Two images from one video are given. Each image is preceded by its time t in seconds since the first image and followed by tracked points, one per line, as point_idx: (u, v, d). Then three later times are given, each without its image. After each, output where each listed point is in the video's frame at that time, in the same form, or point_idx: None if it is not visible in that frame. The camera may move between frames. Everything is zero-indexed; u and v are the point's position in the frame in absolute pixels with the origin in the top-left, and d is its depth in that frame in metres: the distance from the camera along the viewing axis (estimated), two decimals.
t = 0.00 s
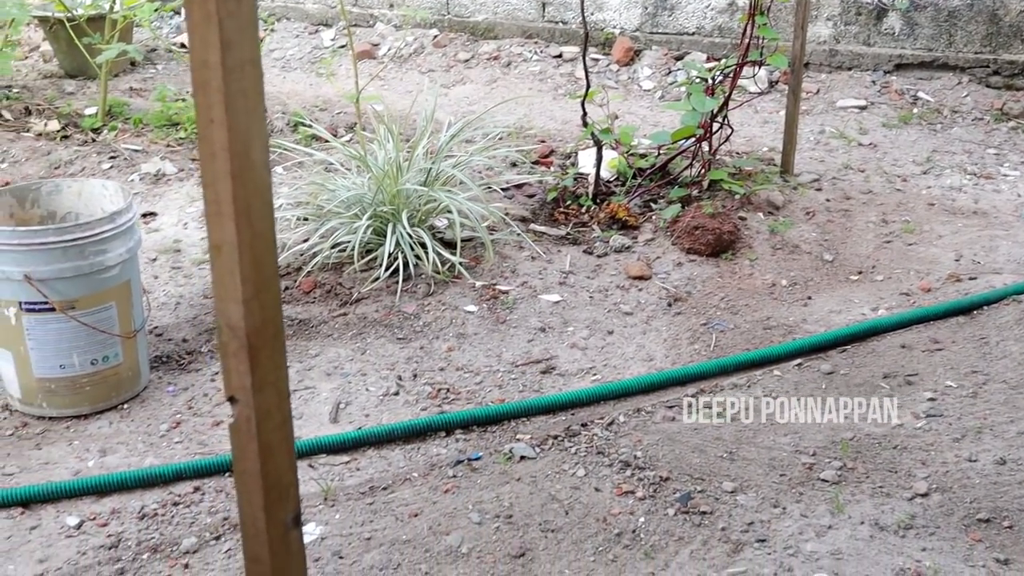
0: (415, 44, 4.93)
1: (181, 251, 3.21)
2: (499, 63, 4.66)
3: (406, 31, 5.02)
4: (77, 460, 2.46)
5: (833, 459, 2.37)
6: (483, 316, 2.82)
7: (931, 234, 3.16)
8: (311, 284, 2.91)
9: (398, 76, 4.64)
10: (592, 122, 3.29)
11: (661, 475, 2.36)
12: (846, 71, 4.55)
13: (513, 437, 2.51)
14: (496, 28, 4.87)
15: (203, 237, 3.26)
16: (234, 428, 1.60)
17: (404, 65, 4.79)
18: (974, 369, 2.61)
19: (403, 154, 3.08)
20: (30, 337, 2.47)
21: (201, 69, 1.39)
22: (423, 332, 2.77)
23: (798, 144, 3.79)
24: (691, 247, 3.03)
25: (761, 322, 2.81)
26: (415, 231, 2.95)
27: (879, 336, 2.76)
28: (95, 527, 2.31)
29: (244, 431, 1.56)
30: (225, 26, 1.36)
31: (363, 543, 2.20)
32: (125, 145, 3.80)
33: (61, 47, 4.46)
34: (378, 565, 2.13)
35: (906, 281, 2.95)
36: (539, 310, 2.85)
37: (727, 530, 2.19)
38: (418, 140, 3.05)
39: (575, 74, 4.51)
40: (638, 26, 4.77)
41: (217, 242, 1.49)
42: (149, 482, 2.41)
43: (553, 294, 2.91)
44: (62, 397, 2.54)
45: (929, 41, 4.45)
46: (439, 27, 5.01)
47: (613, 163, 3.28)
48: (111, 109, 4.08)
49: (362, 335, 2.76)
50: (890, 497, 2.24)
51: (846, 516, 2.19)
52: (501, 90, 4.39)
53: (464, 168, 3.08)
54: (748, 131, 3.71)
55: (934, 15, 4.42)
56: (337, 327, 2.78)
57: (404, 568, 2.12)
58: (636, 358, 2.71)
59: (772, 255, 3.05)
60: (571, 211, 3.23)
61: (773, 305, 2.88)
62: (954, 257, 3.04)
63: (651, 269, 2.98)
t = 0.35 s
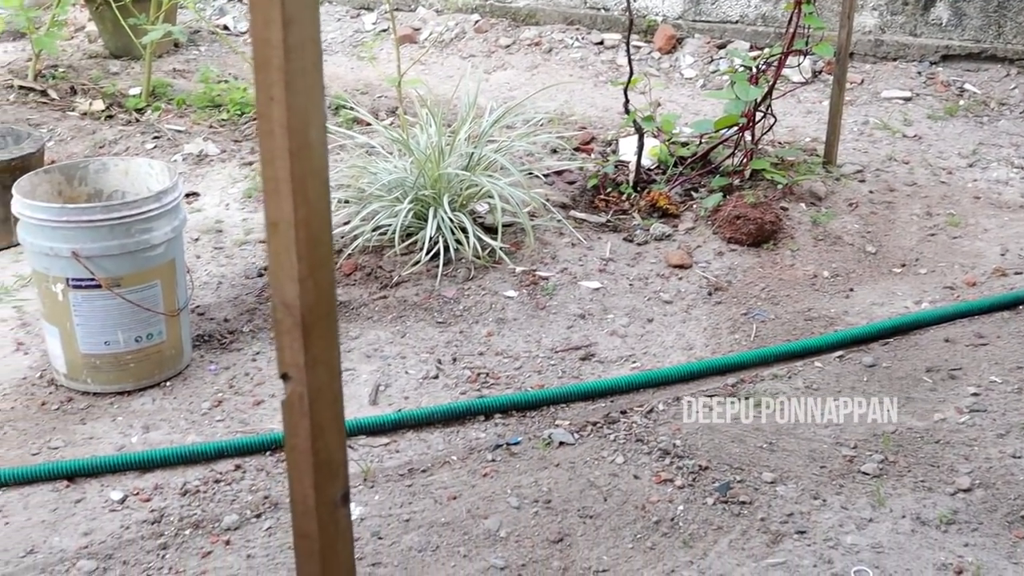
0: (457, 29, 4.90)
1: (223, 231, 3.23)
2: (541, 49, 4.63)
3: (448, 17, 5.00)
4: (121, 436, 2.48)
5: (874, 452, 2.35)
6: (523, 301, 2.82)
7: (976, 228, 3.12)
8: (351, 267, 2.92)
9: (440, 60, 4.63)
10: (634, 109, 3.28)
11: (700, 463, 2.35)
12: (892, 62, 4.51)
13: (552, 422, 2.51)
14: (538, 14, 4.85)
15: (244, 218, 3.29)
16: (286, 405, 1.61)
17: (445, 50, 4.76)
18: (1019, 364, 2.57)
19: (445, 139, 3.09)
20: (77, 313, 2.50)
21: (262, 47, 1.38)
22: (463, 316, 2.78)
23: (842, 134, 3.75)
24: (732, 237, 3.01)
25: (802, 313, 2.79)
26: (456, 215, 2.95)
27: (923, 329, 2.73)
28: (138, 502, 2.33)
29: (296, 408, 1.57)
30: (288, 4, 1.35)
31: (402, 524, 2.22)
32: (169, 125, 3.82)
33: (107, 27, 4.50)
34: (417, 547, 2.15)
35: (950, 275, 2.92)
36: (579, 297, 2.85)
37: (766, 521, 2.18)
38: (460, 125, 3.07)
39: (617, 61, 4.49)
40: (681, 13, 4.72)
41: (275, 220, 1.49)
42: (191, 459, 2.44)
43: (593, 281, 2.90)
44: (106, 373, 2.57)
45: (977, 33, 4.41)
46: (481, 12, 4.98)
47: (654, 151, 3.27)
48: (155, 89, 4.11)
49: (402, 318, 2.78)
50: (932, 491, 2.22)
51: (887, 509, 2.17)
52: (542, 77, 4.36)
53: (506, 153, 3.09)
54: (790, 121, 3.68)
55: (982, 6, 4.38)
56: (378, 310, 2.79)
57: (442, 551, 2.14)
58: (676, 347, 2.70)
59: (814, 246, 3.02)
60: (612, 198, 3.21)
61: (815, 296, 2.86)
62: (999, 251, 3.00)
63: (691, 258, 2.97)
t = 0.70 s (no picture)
0: (498, 14, 4.87)
1: (264, 212, 3.25)
2: (583, 36, 4.60)
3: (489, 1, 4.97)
4: (162, 411, 2.51)
5: (915, 447, 2.33)
6: (562, 288, 2.83)
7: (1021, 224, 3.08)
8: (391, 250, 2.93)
9: (481, 46, 4.61)
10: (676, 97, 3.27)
11: (738, 454, 2.35)
12: (938, 54, 4.45)
13: (589, 409, 2.51)
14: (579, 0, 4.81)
15: (284, 199, 3.30)
16: (336, 383, 1.61)
17: (486, 35, 4.74)
18: None
19: (487, 124, 3.10)
20: (121, 289, 2.52)
21: (322, 26, 1.38)
22: (501, 302, 2.79)
23: (885, 127, 3.72)
24: (773, 228, 3.00)
25: (843, 306, 2.77)
26: (497, 200, 2.96)
27: (965, 325, 2.71)
28: (179, 477, 2.36)
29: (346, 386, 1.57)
30: None
31: (439, 506, 2.23)
32: (211, 105, 3.84)
33: (151, 6, 4.52)
34: (454, 529, 2.16)
35: (994, 271, 2.88)
36: (618, 284, 2.85)
37: (804, 513, 2.17)
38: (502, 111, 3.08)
39: (658, 49, 4.46)
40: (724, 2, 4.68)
41: (330, 199, 1.49)
42: (231, 437, 2.45)
43: (633, 269, 2.90)
44: (148, 349, 2.59)
45: None
46: None
47: (695, 140, 3.26)
48: (197, 69, 4.14)
49: (441, 302, 2.79)
50: (973, 488, 2.20)
51: (927, 505, 2.16)
52: (583, 63, 4.33)
53: (547, 138, 3.09)
54: (833, 112, 3.65)
55: None
56: (417, 293, 2.81)
57: (479, 534, 2.15)
58: (715, 337, 2.70)
59: (855, 238, 3.00)
60: (652, 186, 3.20)
61: (856, 288, 2.84)
62: None
63: (732, 248, 2.96)
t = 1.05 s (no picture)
0: (543, 2, 4.85)
1: (308, 195, 3.27)
2: (628, 25, 4.57)
3: None
4: (206, 391, 2.53)
5: (961, 445, 2.30)
6: (604, 277, 2.83)
7: None
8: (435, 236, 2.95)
9: (526, 33, 4.59)
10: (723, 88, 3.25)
11: (780, 448, 2.33)
12: (990, 48, 4.38)
13: (631, 399, 2.51)
14: None
15: (328, 183, 3.32)
16: (389, 367, 1.62)
17: (531, 23, 4.72)
18: None
19: (532, 112, 3.10)
20: (168, 270, 2.54)
21: (384, 10, 1.38)
22: (543, 290, 2.79)
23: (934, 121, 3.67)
24: (818, 221, 2.99)
25: (888, 302, 2.74)
26: (541, 188, 2.97)
27: (1014, 323, 2.67)
28: (222, 457, 2.38)
29: (399, 370, 1.58)
30: None
31: (480, 493, 2.23)
32: (256, 88, 3.87)
33: None
34: (494, 516, 2.16)
35: None
36: (661, 275, 2.84)
37: (847, 509, 2.15)
38: (547, 99, 3.08)
39: (704, 39, 4.42)
40: None
41: (387, 183, 1.49)
42: (274, 418, 2.47)
43: (676, 259, 2.89)
44: (194, 330, 2.61)
45: None
46: None
47: (741, 131, 3.24)
48: (244, 53, 4.17)
49: (483, 289, 2.79)
50: (1020, 488, 2.17)
51: (972, 504, 2.13)
52: (628, 52, 4.31)
53: (593, 127, 3.09)
54: (880, 107, 3.62)
55: None
56: (459, 280, 2.82)
57: (519, 521, 2.15)
58: (758, 329, 2.68)
59: (902, 234, 2.97)
60: (696, 176, 3.19)
61: (902, 284, 2.81)
62: None
63: (776, 241, 2.94)
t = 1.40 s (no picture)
0: None
1: (356, 184, 3.29)
2: (679, 20, 4.54)
3: None
4: (254, 376, 2.55)
5: (1012, 453, 2.26)
6: (651, 274, 2.82)
7: None
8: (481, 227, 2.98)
9: (576, 27, 4.57)
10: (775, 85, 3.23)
11: (827, 450, 2.31)
12: None
13: (676, 397, 2.50)
14: None
15: (377, 172, 3.33)
16: (447, 358, 1.62)
17: (581, 17, 4.70)
18: None
19: (582, 107, 3.10)
20: (218, 255, 2.56)
21: None
22: (590, 284, 2.79)
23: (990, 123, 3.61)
24: (869, 222, 2.96)
25: (939, 305, 2.71)
26: (589, 182, 2.97)
27: None
28: (269, 442, 2.40)
29: (457, 359, 1.58)
30: None
31: (523, 485, 2.24)
32: (307, 77, 3.89)
33: None
34: (537, 509, 2.17)
35: None
36: (708, 273, 2.83)
37: (894, 513, 2.12)
38: (597, 94, 3.07)
39: (756, 36, 4.38)
40: None
41: (451, 173, 1.49)
42: (320, 405, 2.48)
43: (724, 257, 2.88)
44: (243, 315, 2.64)
45: None
46: None
47: (791, 130, 3.22)
48: (295, 41, 4.20)
49: (529, 282, 2.80)
50: None
51: (1023, 514, 2.10)
52: (678, 48, 4.28)
53: (643, 123, 3.08)
54: (935, 108, 3.58)
55: None
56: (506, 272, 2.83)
57: (563, 515, 2.15)
58: (806, 330, 2.66)
59: (954, 237, 2.93)
60: (745, 174, 3.18)
61: (953, 288, 2.77)
62: None
63: (826, 241, 2.92)
